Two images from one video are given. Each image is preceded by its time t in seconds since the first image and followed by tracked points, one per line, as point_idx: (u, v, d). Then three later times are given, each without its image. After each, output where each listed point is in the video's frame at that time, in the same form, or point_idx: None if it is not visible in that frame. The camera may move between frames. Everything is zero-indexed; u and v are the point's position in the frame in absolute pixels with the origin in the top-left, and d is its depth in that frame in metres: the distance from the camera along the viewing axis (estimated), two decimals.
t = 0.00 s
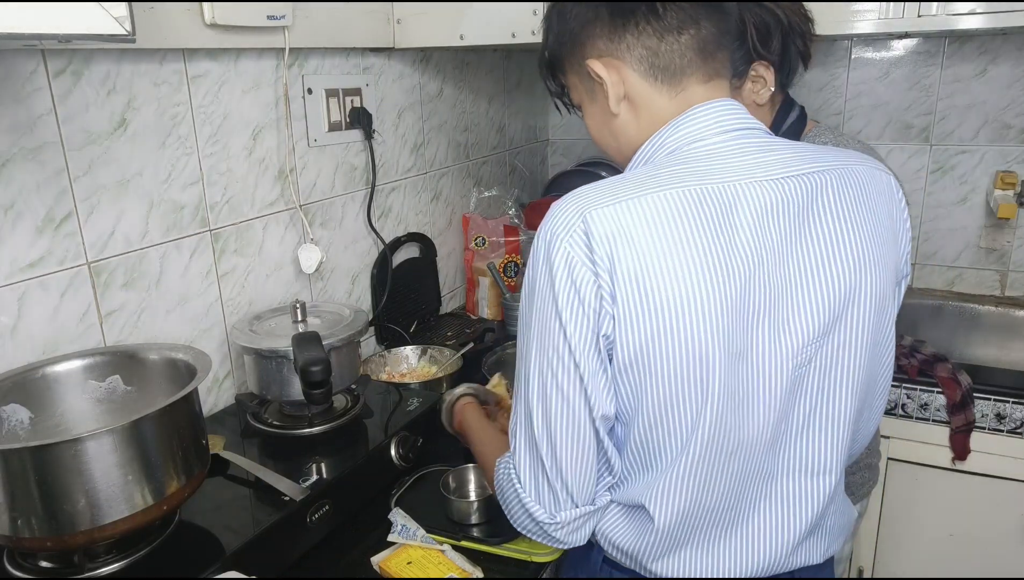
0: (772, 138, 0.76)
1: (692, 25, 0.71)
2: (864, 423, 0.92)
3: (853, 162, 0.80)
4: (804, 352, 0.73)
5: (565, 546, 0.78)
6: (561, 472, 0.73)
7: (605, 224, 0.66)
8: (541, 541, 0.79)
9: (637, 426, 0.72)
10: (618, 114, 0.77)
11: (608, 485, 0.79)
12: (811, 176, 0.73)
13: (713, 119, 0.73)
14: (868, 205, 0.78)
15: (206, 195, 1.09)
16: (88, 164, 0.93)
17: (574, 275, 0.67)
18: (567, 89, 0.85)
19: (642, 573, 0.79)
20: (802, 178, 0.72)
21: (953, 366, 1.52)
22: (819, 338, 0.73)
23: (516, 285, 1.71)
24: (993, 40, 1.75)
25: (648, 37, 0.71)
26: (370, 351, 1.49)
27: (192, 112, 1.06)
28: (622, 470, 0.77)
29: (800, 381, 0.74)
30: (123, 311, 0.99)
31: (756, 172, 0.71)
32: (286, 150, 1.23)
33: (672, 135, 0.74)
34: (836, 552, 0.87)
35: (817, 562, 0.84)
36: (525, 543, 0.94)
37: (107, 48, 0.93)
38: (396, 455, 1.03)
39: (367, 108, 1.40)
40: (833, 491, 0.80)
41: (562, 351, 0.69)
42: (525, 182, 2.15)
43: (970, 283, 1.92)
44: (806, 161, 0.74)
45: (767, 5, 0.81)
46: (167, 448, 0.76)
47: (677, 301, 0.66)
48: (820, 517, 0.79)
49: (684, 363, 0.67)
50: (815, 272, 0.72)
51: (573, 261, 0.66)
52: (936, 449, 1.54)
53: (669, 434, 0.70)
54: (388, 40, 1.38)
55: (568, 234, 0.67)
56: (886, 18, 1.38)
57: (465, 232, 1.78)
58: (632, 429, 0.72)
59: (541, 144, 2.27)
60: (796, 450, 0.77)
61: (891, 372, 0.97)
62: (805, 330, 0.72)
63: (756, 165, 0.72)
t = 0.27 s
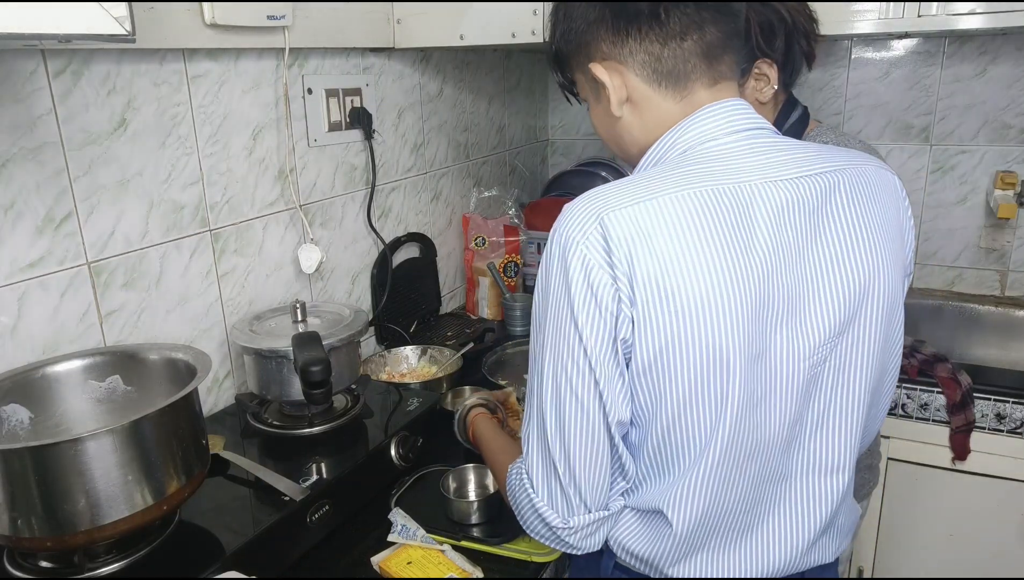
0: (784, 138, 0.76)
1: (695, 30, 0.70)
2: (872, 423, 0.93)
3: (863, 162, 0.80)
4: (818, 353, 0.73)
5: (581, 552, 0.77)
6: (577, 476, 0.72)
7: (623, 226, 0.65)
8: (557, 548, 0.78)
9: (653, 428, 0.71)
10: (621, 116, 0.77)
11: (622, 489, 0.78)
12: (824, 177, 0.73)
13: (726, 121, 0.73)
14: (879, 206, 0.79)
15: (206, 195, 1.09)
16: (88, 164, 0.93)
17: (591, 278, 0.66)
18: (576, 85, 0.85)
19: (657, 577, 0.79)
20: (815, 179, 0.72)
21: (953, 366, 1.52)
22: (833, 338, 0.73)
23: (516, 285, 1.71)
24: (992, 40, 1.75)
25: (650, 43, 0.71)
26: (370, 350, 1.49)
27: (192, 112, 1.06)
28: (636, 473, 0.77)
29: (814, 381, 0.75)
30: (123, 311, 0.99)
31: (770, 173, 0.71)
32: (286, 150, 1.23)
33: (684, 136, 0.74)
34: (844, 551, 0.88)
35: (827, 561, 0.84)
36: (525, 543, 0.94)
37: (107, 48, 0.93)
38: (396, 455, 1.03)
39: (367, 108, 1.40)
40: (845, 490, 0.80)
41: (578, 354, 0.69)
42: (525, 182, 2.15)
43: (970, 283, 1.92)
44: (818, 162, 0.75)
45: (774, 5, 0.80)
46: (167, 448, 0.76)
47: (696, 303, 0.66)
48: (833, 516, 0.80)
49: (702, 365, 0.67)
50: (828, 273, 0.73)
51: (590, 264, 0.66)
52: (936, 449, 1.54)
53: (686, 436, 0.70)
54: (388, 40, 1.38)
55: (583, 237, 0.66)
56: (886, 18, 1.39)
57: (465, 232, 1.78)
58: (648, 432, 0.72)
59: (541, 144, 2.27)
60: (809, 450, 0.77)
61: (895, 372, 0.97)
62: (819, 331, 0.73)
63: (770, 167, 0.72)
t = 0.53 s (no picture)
0: (781, 140, 0.76)
1: (692, 32, 0.70)
2: (869, 424, 0.93)
3: (860, 164, 0.80)
4: (812, 355, 0.73)
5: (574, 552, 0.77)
6: (570, 476, 0.73)
7: (615, 229, 0.65)
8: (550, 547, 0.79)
9: (646, 430, 0.71)
10: (620, 115, 0.77)
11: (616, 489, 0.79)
12: (819, 179, 0.73)
13: (722, 122, 0.73)
14: (876, 208, 0.78)
15: (206, 195, 1.09)
16: (88, 164, 0.93)
17: (583, 280, 0.66)
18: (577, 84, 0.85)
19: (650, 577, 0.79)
20: (810, 181, 0.72)
21: (953, 366, 1.52)
22: (827, 340, 0.73)
23: (516, 285, 1.71)
24: (992, 40, 1.75)
25: (647, 44, 0.71)
26: (370, 350, 1.49)
27: (192, 112, 1.06)
28: (630, 474, 0.77)
29: (809, 384, 0.75)
30: (123, 311, 0.99)
31: (765, 175, 0.71)
32: (286, 150, 1.23)
33: (679, 138, 0.74)
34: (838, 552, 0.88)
35: (821, 562, 0.84)
36: (525, 543, 0.94)
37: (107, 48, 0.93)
38: (396, 455, 1.03)
39: (367, 108, 1.40)
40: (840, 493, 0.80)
41: (571, 356, 0.69)
42: (525, 182, 2.15)
43: (970, 283, 1.92)
44: (814, 163, 0.74)
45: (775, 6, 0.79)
46: (167, 448, 0.76)
47: (688, 306, 0.66)
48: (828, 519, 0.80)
49: (694, 368, 0.67)
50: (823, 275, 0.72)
51: (582, 266, 0.66)
52: (936, 449, 1.54)
53: (678, 439, 0.70)
54: (388, 40, 1.38)
55: (576, 238, 0.67)
56: (886, 18, 1.39)
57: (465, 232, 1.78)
58: (641, 434, 0.72)
59: (541, 144, 2.27)
60: (803, 452, 0.77)
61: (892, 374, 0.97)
62: (813, 333, 0.72)
63: (765, 169, 0.72)
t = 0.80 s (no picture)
0: (777, 140, 0.76)
1: (692, 24, 0.71)
2: (866, 424, 0.93)
3: (857, 165, 0.80)
4: (808, 356, 0.73)
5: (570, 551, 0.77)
6: (565, 476, 0.73)
7: (611, 229, 0.65)
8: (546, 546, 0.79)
9: (642, 430, 0.71)
10: (619, 115, 0.77)
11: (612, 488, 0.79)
12: (816, 179, 0.73)
13: (719, 122, 0.73)
14: (872, 209, 0.78)
15: (206, 195, 1.09)
16: (88, 164, 0.93)
17: (579, 280, 0.66)
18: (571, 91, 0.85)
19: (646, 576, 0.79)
20: (807, 182, 0.72)
21: (953, 366, 1.52)
22: (823, 341, 0.73)
23: (516, 285, 1.71)
24: (992, 40, 1.75)
25: (647, 39, 0.71)
26: (370, 350, 1.49)
27: (192, 112, 1.06)
28: (626, 474, 0.77)
29: (805, 384, 0.75)
30: (123, 311, 0.99)
31: (761, 175, 0.71)
32: (286, 150, 1.23)
33: (676, 138, 0.74)
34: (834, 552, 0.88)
35: (816, 562, 0.84)
36: (525, 543, 0.94)
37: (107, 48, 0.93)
38: (396, 455, 1.04)
39: (367, 108, 1.40)
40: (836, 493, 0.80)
41: (567, 355, 0.69)
42: (525, 182, 2.15)
43: (970, 283, 1.92)
44: (810, 164, 0.74)
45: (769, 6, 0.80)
46: (167, 449, 0.76)
47: (683, 306, 0.66)
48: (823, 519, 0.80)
49: (689, 367, 0.67)
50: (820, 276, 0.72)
51: (579, 266, 0.66)
52: (936, 449, 1.54)
53: (674, 439, 0.70)
54: (388, 40, 1.38)
55: (573, 238, 0.67)
56: (886, 18, 1.39)
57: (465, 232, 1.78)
58: (637, 434, 0.72)
59: (541, 144, 2.27)
60: (800, 453, 0.77)
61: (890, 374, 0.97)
62: (809, 334, 0.72)
63: (761, 169, 0.72)
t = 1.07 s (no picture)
0: (782, 141, 0.76)
1: (699, 23, 0.71)
2: (868, 424, 0.93)
3: (862, 166, 0.80)
4: (812, 357, 0.73)
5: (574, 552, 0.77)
6: (570, 475, 0.73)
7: (616, 228, 0.65)
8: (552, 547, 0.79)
9: (646, 430, 0.71)
10: (625, 114, 0.77)
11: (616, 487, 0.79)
12: (820, 180, 0.73)
13: (724, 122, 0.73)
14: (877, 209, 0.78)
15: (206, 195, 1.09)
16: (88, 164, 0.93)
17: (585, 279, 0.66)
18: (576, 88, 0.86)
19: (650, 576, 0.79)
20: (811, 182, 0.72)
21: (953, 366, 1.52)
22: (828, 341, 0.73)
23: (516, 285, 1.71)
24: (992, 40, 1.75)
25: (654, 37, 0.71)
26: (370, 350, 1.49)
27: (192, 112, 1.06)
28: (629, 474, 0.77)
29: (809, 385, 0.75)
30: (123, 311, 0.99)
31: (765, 176, 0.71)
32: (286, 150, 1.23)
33: (681, 138, 0.74)
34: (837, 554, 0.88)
35: (820, 563, 0.84)
36: (525, 543, 0.94)
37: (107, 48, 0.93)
38: (396, 455, 1.04)
39: (367, 108, 1.40)
40: (839, 494, 0.80)
41: (571, 354, 0.69)
42: (525, 182, 2.15)
43: (970, 283, 1.92)
44: (815, 164, 0.74)
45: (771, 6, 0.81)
46: (167, 449, 0.76)
47: (689, 306, 0.66)
48: (827, 520, 0.80)
49: (694, 368, 0.67)
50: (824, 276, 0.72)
51: (583, 265, 0.66)
52: (936, 449, 1.54)
53: (679, 439, 0.70)
54: (388, 40, 1.38)
55: (578, 238, 0.67)
56: (886, 18, 1.39)
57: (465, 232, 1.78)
58: (641, 434, 0.72)
59: (541, 144, 2.27)
60: (804, 453, 0.77)
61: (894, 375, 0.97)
62: (813, 335, 0.72)
63: (766, 169, 0.72)
